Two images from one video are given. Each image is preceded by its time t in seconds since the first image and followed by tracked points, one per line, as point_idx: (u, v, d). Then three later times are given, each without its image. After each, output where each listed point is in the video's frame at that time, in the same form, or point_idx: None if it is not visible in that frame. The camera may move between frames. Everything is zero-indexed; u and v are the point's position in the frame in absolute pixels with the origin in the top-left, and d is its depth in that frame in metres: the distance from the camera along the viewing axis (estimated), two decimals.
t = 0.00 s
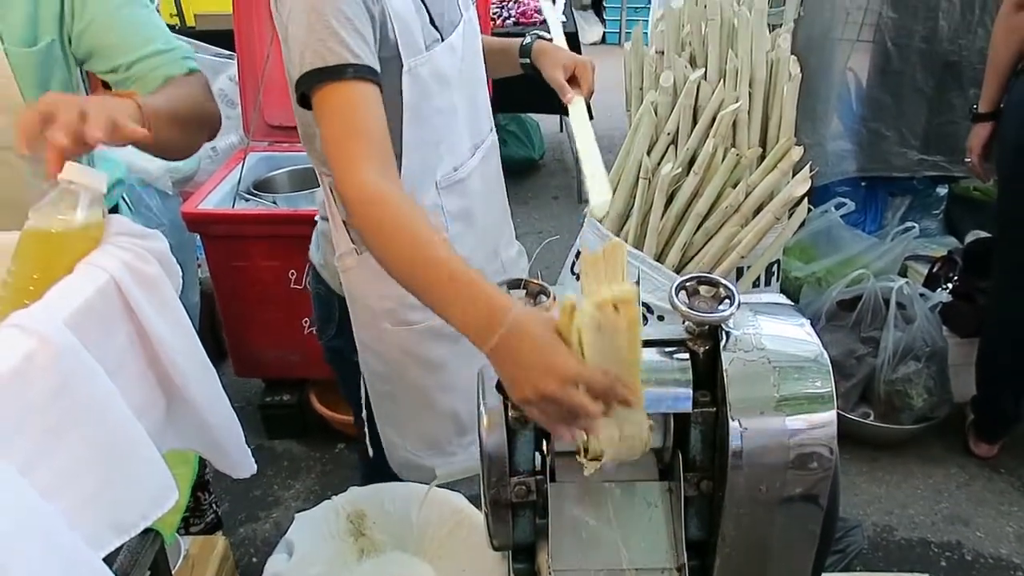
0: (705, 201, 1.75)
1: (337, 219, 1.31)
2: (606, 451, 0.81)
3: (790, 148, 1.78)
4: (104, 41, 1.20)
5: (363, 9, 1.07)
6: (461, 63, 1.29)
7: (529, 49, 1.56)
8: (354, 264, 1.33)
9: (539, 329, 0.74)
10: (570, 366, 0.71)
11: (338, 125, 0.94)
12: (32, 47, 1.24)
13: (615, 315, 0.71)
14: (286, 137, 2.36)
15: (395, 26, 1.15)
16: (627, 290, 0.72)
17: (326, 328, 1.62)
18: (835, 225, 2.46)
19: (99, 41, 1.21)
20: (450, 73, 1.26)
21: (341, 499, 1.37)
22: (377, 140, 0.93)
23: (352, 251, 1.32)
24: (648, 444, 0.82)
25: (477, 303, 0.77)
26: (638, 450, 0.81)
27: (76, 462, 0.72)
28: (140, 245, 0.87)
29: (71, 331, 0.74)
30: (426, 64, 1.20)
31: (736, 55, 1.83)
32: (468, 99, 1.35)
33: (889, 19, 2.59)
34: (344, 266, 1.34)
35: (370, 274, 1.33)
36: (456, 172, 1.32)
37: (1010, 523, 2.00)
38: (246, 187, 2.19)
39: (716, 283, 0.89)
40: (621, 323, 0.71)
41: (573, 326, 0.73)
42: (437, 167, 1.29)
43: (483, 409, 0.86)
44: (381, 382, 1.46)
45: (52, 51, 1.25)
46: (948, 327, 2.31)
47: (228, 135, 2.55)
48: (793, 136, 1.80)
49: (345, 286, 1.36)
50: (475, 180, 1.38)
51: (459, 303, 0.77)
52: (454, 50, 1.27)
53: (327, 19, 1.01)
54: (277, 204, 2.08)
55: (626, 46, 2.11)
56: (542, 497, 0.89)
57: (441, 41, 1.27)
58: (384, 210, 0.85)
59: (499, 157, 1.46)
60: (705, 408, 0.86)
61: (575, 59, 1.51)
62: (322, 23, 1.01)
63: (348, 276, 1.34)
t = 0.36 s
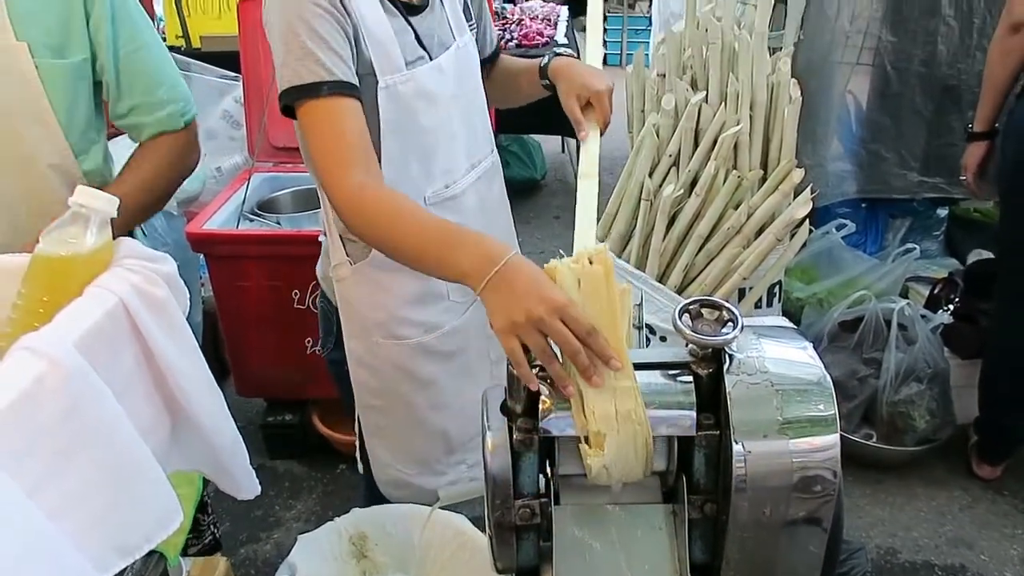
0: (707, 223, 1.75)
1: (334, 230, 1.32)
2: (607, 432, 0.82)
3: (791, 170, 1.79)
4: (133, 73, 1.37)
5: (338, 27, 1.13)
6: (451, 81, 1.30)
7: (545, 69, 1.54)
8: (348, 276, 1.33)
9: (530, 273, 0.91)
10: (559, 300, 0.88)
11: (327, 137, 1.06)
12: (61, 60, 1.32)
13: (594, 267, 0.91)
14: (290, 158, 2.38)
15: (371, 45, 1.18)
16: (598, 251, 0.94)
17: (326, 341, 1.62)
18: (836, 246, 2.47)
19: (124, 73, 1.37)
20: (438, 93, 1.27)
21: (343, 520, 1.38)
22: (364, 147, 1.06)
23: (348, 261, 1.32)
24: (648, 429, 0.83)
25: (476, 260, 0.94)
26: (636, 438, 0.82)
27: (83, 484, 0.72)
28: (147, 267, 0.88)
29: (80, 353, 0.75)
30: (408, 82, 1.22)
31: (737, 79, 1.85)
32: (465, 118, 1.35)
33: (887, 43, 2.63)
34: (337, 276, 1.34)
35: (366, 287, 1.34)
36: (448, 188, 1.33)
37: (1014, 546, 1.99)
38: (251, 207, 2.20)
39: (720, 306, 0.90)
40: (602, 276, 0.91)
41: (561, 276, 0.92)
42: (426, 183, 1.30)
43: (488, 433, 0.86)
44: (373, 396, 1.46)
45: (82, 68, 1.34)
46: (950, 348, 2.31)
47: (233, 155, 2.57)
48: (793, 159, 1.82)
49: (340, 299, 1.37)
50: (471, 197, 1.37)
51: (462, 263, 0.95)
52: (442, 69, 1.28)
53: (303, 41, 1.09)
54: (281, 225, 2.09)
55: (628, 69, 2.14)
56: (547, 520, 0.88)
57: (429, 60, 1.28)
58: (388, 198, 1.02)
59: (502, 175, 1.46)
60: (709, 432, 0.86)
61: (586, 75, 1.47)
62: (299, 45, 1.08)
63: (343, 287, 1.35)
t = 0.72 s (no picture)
0: (708, 243, 1.77)
1: (334, 242, 1.35)
2: (608, 452, 0.82)
3: (791, 192, 1.80)
4: (144, 94, 1.37)
5: (340, 42, 1.14)
6: (455, 103, 1.30)
7: (551, 116, 1.35)
8: (345, 288, 1.36)
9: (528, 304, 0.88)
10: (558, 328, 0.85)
11: (335, 145, 1.07)
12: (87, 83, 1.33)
13: (585, 284, 0.87)
14: (293, 176, 2.39)
15: (370, 66, 1.20)
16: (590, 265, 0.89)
17: (325, 356, 1.62)
18: (837, 266, 2.49)
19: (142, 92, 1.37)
20: (438, 115, 1.28)
21: (346, 539, 1.38)
22: (370, 158, 1.06)
23: (346, 274, 1.36)
24: (650, 447, 0.83)
25: (471, 291, 0.92)
26: (639, 456, 0.83)
27: (90, 503, 0.73)
28: (156, 287, 0.88)
29: (90, 373, 0.75)
30: (406, 104, 1.23)
31: (737, 101, 1.87)
32: (467, 140, 1.35)
33: (885, 65, 2.65)
34: (335, 287, 1.38)
35: (366, 299, 1.36)
36: (446, 209, 1.34)
37: (1017, 568, 1.98)
38: (254, 225, 2.22)
39: (723, 328, 0.90)
40: (593, 292, 0.88)
41: (554, 296, 0.89)
42: (422, 203, 1.31)
43: (492, 453, 0.86)
44: (368, 410, 1.46)
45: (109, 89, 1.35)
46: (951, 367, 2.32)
47: (237, 174, 2.59)
48: (793, 180, 1.83)
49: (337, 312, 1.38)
50: (471, 219, 1.38)
51: (460, 296, 0.92)
52: (445, 92, 1.28)
53: (306, 54, 1.10)
54: (285, 243, 2.11)
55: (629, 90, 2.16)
56: (551, 541, 0.87)
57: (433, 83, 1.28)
58: (386, 216, 0.99)
59: (505, 198, 1.46)
60: (714, 452, 0.86)
61: (587, 132, 1.27)
62: (302, 58, 1.10)
63: (341, 297, 1.37)
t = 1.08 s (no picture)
0: (709, 262, 1.77)
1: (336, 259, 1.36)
2: (614, 459, 0.82)
3: (793, 212, 1.81)
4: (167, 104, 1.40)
5: (356, 59, 1.16)
6: (465, 124, 1.31)
7: (560, 162, 1.34)
8: (346, 304, 1.37)
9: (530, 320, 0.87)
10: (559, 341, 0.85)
11: (344, 162, 1.08)
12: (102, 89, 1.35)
13: (587, 291, 0.88)
14: (297, 194, 2.41)
15: (384, 84, 1.21)
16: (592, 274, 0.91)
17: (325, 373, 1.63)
18: (838, 284, 2.49)
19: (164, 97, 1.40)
20: (449, 136, 1.29)
21: (348, 557, 1.38)
22: (377, 174, 1.07)
23: (347, 291, 1.36)
24: (655, 455, 0.83)
25: (475, 309, 0.92)
26: (645, 464, 0.82)
27: (98, 519, 0.73)
28: (165, 304, 0.89)
29: (99, 390, 0.76)
30: (417, 122, 1.24)
31: (738, 122, 1.89)
32: (476, 161, 1.36)
33: (885, 86, 2.67)
34: (337, 304, 1.38)
35: (368, 317, 1.36)
36: (453, 229, 1.35)
37: None
38: (258, 241, 2.23)
39: (727, 348, 0.91)
40: (596, 300, 0.89)
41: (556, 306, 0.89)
42: (430, 222, 1.32)
43: (495, 471, 0.86)
44: (365, 427, 1.46)
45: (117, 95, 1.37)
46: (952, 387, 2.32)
47: (241, 191, 2.62)
48: (794, 201, 1.84)
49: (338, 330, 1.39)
50: (476, 240, 1.39)
51: (463, 313, 0.92)
52: (456, 114, 1.29)
53: (322, 68, 1.11)
54: (288, 259, 2.12)
55: (631, 110, 2.18)
56: (554, 561, 0.85)
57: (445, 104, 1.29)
58: (392, 234, 1.00)
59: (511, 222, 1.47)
60: (716, 472, 0.86)
61: (591, 181, 1.25)
62: (318, 72, 1.11)
63: (342, 313, 1.38)
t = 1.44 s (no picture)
0: (709, 280, 1.78)
1: (338, 280, 1.37)
2: (613, 476, 0.81)
3: (792, 230, 1.82)
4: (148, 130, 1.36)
5: (363, 82, 1.17)
6: (469, 146, 1.32)
7: (545, 202, 1.35)
8: (348, 327, 1.38)
9: (531, 343, 0.86)
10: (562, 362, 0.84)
11: (342, 180, 1.08)
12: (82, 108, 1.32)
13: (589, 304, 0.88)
14: (299, 211, 2.42)
15: (389, 105, 1.22)
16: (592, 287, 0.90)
17: (326, 392, 1.63)
18: (838, 301, 2.51)
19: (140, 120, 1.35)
20: (455, 159, 1.30)
21: None
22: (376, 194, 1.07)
23: (347, 313, 1.37)
24: (655, 472, 0.82)
25: (474, 330, 0.90)
26: (644, 481, 0.81)
27: (98, 541, 0.73)
28: (167, 324, 0.90)
29: (101, 411, 0.76)
30: (422, 143, 1.25)
31: (738, 141, 1.90)
32: (479, 182, 1.37)
33: (885, 104, 2.69)
34: (339, 325, 1.39)
35: (367, 339, 1.37)
36: (456, 251, 1.36)
37: None
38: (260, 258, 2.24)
39: (726, 368, 0.91)
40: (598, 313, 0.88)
41: (557, 320, 0.88)
42: (434, 244, 1.33)
43: (495, 492, 0.86)
44: (364, 449, 1.46)
45: (95, 113, 1.33)
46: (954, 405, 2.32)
47: (243, 208, 2.63)
48: (794, 219, 1.85)
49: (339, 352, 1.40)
50: (478, 261, 1.40)
51: (461, 335, 0.91)
52: (460, 136, 1.30)
53: (328, 89, 1.12)
54: (290, 276, 2.12)
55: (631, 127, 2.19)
56: None
57: (449, 126, 1.30)
58: (390, 253, 1.00)
59: (513, 244, 1.48)
60: (715, 492, 0.86)
61: (576, 216, 1.26)
62: (323, 92, 1.12)
63: (343, 335, 1.39)
